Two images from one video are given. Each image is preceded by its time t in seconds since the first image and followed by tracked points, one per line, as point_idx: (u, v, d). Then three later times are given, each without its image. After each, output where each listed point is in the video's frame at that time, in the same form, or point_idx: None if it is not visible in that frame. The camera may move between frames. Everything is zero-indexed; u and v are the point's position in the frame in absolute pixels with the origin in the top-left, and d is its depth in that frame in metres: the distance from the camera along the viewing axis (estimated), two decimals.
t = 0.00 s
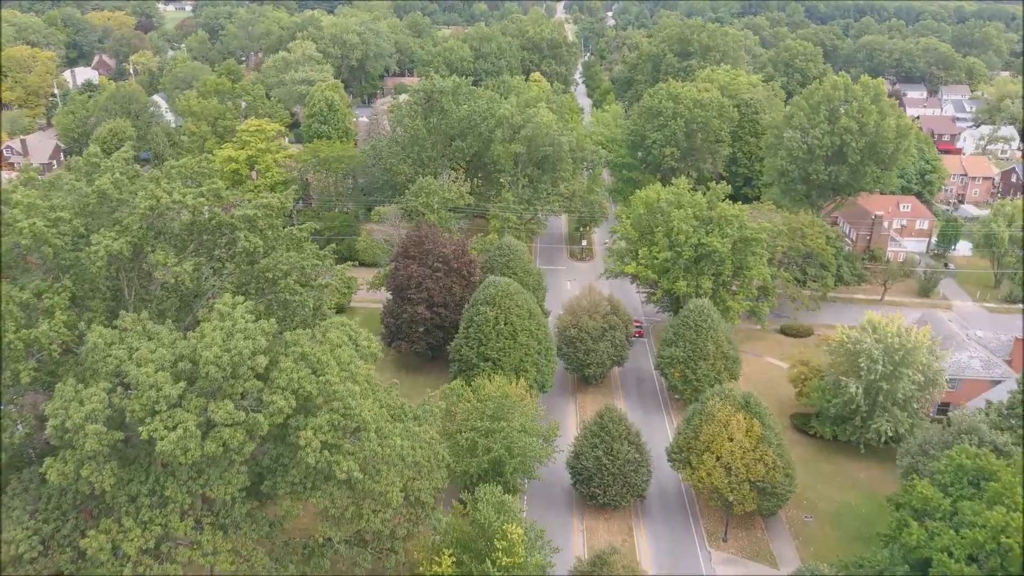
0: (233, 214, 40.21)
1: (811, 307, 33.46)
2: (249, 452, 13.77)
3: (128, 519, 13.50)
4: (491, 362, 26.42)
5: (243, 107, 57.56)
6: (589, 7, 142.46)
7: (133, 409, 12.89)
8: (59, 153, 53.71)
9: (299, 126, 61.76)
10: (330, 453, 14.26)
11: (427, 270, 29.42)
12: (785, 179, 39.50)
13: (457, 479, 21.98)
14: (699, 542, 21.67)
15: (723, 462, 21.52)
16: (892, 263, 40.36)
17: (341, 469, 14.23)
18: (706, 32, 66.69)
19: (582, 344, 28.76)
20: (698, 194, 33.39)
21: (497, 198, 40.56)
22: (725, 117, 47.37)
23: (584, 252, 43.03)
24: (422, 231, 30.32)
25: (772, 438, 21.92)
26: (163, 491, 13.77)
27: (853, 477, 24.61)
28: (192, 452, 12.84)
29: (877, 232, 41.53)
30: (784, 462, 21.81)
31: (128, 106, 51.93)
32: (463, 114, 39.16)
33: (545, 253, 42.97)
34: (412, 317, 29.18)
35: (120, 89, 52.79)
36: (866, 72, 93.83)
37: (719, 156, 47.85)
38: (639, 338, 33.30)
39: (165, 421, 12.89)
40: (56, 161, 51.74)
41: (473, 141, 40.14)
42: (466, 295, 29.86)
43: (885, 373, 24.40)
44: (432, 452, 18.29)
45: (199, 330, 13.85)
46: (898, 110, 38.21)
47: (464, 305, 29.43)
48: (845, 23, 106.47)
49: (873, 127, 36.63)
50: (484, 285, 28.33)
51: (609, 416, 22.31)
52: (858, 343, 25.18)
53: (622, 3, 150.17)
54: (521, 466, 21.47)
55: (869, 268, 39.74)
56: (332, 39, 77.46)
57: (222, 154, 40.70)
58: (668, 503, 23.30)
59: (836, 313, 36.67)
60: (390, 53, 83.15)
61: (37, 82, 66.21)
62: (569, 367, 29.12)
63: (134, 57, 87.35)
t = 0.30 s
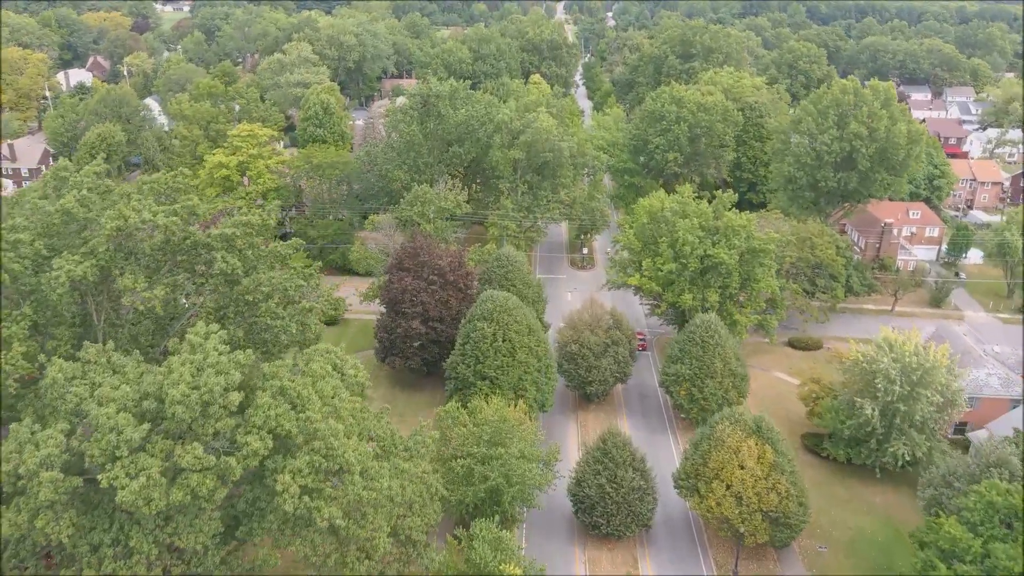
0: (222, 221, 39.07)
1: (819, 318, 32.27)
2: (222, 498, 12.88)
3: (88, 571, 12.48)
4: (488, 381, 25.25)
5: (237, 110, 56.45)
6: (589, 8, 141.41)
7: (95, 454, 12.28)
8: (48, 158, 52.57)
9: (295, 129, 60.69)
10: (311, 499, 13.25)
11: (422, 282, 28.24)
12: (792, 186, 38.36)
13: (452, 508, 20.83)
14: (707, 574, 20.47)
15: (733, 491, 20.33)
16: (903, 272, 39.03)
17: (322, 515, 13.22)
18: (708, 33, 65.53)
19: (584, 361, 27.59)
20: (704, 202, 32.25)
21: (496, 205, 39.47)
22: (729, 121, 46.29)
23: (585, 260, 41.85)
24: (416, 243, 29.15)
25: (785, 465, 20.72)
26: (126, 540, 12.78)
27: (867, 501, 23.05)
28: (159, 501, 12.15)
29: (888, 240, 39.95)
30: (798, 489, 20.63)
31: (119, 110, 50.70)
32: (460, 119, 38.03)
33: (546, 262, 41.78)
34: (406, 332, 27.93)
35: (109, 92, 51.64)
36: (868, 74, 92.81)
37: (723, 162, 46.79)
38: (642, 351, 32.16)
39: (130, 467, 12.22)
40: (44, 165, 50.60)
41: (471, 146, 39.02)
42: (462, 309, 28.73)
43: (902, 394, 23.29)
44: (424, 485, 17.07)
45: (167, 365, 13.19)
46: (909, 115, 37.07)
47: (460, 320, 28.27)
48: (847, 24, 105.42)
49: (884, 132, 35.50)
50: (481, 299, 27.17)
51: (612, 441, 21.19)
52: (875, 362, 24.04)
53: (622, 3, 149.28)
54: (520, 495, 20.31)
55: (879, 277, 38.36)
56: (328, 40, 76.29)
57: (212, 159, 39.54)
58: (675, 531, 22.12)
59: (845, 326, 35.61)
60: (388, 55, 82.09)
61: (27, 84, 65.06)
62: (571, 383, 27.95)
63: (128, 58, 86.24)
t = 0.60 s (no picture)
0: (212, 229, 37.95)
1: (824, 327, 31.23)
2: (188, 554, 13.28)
3: None
4: (486, 402, 24.07)
5: (231, 113, 55.33)
6: (589, 9, 140.39)
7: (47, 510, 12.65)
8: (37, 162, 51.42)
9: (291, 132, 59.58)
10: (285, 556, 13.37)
11: (417, 296, 27.02)
12: (800, 193, 37.23)
13: (446, 541, 19.68)
14: None
15: (745, 524, 19.15)
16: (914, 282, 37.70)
17: (297, 572, 13.26)
18: (711, 34, 64.35)
19: (586, 379, 26.38)
20: (710, 211, 31.07)
21: (494, 213, 38.44)
22: (734, 125, 45.18)
23: (586, 269, 40.75)
24: (410, 255, 27.97)
25: (800, 496, 19.56)
26: None
27: (884, 529, 21.22)
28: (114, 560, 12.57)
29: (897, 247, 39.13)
30: (813, 521, 19.45)
31: (109, 114, 49.50)
32: (457, 125, 36.87)
33: (546, 270, 40.66)
34: (400, 348, 26.74)
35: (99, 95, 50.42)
36: (872, 75, 91.66)
37: (728, 167, 45.70)
38: (646, 366, 31.03)
39: (83, 525, 12.69)
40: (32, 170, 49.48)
41: (468, 153, 37.90)
42: (458, 324, 27.56)
43: (921, 418, 22.18)
44: (416, 525, 16.01)
45: (126, 411, 13.60)
46: (921, 120, 35.90)
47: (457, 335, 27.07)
48: (848, 25, 104.58)
49: (895, 139, 34.34)
50: (478, 315, 26.00)
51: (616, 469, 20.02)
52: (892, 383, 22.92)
53: (622, 3, 148.22)
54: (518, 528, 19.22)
55: (889, 287, 37.11)
56: (325, 42, 75.03)
57: (202, 165, 38.34)
58: (682, 564, 20.85)
59: (855, 339, 34.48)
60: (385, 56, 80.99)
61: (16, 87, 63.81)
62: (572, 403, 26.76)
63: (121, 60, 85.01)
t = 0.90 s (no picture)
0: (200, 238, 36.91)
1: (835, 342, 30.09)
2: None
3: None
4: (482, 424, 22.84)
5: (224, 116, 54.20)
6: (589, 9, 139.32)
7: None
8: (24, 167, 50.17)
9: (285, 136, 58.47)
10: None
11: (410, 311, 25.82)
12: (808, 200, 36.06)
13: None
14: None
15: (759, 559, 17.98)
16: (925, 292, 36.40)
17: None
18: (714, 36, 63.23)
19: (588, 398, 25.18)
20: (716, 221, 29.87)
21: (493, 221, 37.33)
22: (738, 129, 44.05)
23: (587, 277, 39.61)
24: (403, 267, 26.83)
25: (816, 530, 18.36)
26: None
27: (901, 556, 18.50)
28: None
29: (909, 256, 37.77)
30: (831, 556, 18.27)
31: (98, 118, 48.38)
32: (454, 130, 35.71)
33: (546, 279, 39.50)
34: (393, 366, 25.53)
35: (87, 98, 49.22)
36: (875, 76, 90.46)
37: (732, 172, 44.57)
38: (650, 382, 29.88)
39: None
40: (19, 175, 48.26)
41: (466, 159, 36.75)
42: (454, 339, 26.40)
43: (942, 443, 21.03)
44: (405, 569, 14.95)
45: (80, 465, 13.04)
46: (933, 125, 34.73)
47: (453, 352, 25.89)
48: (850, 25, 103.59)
49: (907, 145, 33.16)
50: (474, 331, 24.83)
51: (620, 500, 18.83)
52: (912, 406, 21.76)
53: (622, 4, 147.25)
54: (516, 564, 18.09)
55: (900, 298, 35.98)
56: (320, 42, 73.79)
57: (191, 172, 37.23)
58: None
59: (866, 352, 33.37)
60: (383, 57, 79.84)
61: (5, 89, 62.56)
62: (573, 423, 25.55)
63: (116, 62, 83.84)
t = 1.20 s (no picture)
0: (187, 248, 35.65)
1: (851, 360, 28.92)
2: None
3: None
4: (478, 452, 21.54)
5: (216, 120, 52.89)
6: (589, 10, 138.10)
7: None
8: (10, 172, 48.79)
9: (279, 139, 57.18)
10: None
11: (402, 330, 24.49)
12: (818, 209, 34.77)
13: None
14: None
15: None
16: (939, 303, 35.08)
17: None
18: (717, 38, 61.95)
19: (590, 422, 23.90)
20: (724, 232, 28.54)
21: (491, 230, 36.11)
22: (744, 135, 42.78)
23: (589, 288, 38.37)
24: (396, 283, 25.55)
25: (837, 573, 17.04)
26: None
27: None
28: None
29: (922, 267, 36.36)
30: None
31: (85, 122, 46.84)
32: (450, 137, 34.41)
33: (546, 290, 38.25)
34: (385, 388, 24.21)
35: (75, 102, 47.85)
36: (880, 78, 89.19)
37: (737, 178, 43.29)
38: (655, 401, 28.62)
39: None
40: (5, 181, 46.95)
41: (462, 167, 35.51)
42: (449, 359, 25.09)
43: (968, 474, 19.70)
44: None
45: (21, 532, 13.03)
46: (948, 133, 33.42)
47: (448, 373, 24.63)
48: (853, 26, 102.49)
49: (922, 153, 31.83)
50: (470, 352, 23.55)
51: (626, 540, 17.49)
52: (935, 434, 20.46)
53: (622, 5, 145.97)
54: None
55: (914, 310, 34.70)
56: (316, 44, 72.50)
57: (178, 179, 36.00)
58: None
59: (879, 368, 32.13)
60: (380, 59, 78.58)
61: None
62: (574, 448, 24.28)
63: (109, 64, 82.56)
